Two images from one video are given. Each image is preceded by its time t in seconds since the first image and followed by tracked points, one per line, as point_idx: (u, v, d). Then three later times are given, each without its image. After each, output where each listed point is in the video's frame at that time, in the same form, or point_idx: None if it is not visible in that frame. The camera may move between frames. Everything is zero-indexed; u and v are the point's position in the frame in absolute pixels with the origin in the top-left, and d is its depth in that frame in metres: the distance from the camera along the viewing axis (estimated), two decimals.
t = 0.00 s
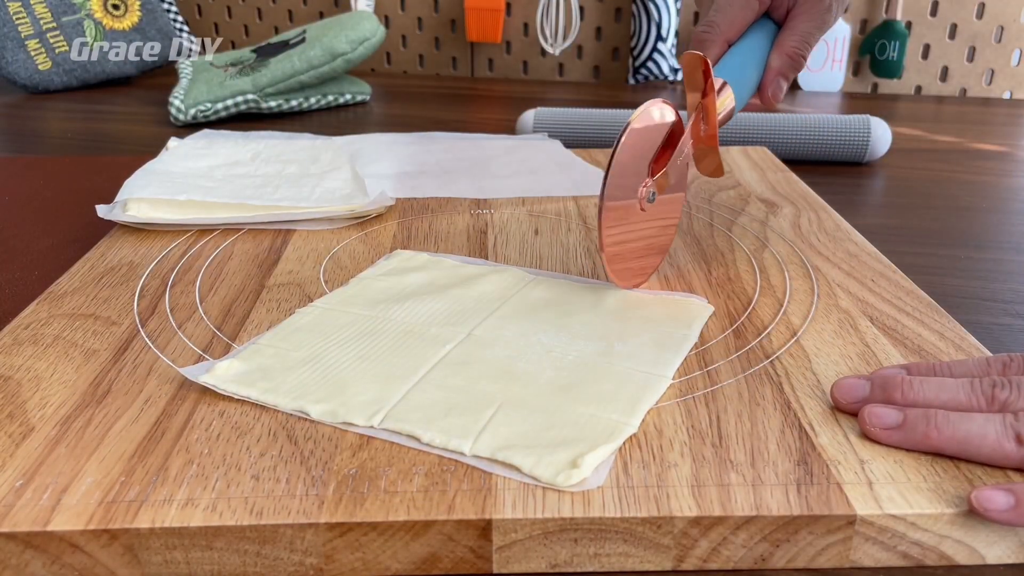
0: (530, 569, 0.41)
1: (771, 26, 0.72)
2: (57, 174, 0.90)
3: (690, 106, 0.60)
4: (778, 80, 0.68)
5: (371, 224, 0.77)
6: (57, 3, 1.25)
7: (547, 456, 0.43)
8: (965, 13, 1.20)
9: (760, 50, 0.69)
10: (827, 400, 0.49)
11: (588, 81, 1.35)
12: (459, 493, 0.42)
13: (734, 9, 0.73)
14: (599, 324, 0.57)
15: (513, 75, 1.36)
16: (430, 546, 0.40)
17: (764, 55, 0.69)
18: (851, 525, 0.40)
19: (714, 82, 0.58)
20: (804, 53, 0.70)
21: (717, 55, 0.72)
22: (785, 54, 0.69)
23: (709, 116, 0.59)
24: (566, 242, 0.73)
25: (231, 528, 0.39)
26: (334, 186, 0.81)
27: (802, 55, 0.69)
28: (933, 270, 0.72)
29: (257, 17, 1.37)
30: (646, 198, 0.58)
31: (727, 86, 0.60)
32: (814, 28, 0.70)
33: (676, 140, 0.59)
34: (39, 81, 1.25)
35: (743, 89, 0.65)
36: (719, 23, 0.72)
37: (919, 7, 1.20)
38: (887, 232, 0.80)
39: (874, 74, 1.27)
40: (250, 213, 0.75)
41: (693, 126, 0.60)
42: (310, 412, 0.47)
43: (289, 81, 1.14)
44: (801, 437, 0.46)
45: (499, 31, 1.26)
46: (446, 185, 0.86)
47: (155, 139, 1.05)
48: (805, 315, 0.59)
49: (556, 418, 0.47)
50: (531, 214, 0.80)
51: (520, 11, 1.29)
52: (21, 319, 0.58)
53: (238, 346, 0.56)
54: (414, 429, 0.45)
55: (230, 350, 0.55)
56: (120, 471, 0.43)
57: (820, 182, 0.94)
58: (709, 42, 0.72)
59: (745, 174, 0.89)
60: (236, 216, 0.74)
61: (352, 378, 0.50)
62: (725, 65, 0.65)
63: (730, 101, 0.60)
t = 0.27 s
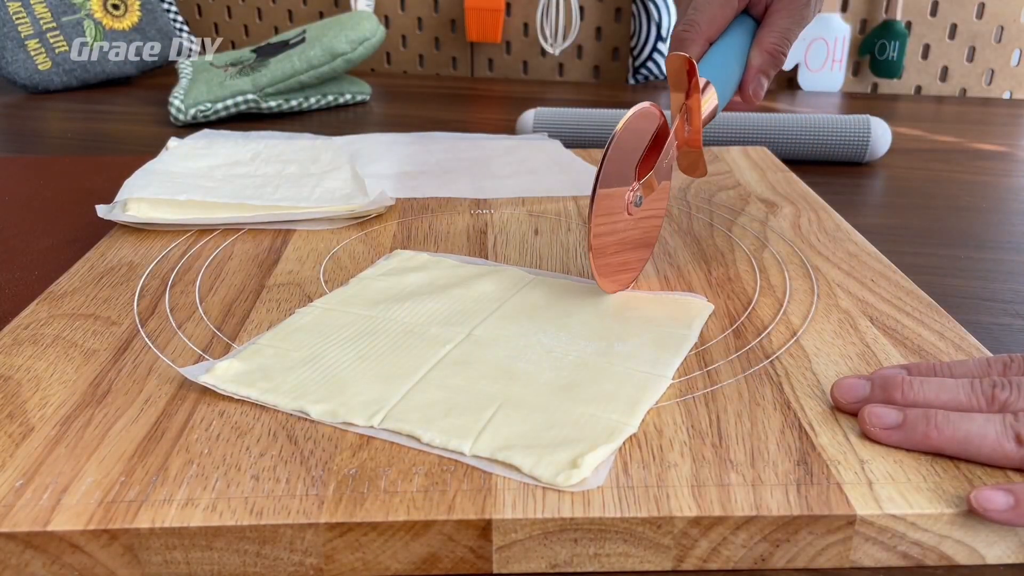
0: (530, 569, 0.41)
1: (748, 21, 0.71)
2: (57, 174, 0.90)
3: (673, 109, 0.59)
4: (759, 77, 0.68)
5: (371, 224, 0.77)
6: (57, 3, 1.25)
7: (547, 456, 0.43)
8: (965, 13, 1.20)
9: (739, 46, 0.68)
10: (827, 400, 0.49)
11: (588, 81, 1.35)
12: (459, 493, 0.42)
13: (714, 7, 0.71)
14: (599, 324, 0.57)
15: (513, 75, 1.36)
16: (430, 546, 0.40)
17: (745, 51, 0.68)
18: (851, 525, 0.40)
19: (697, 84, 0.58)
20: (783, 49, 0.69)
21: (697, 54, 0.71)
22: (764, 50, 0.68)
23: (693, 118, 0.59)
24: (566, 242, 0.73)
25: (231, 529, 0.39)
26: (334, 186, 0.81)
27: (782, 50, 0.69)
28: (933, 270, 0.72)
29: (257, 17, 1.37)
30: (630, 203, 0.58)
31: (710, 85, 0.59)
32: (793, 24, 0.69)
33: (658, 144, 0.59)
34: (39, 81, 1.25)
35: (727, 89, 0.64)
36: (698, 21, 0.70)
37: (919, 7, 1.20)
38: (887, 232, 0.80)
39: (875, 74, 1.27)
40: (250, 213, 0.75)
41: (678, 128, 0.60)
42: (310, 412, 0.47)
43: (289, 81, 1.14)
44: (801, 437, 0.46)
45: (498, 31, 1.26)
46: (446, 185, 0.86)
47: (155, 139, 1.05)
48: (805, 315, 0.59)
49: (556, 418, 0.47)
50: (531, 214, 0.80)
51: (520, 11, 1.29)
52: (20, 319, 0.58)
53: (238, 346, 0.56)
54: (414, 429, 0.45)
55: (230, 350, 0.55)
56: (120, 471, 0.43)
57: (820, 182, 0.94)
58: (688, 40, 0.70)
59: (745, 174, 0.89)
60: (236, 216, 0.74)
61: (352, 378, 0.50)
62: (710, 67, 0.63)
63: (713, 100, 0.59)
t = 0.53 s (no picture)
0: (530, 569, 0.41)
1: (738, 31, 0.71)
2: (57, 174, 0.90)
3: (662, 118, 0.59)
4: (748, 88, 0.68)
5: (371, 224, 0.77)
6: (57, 3, 1.25)
7: (547, 456, 0.43)
8: (965, 13, 1.20)
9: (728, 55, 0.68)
10: (827, 400, 0.49)
11: (588, 81, 1.35)
12: (459, 493, 0.42)
13: (702, 17, 0.71)
14: (599, 324, 0.57)
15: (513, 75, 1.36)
16: (430, 546, 0.40)
17: (734, 61, 0.68)
18: (851, 525, 0.40)
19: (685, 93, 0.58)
20: (772, 60, 0.69)
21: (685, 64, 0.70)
22: (754, 61, 0.68)
23: (681, 128, 0.59)
24: (566, 242, 0.73)
25: (231, 529, 0.39)
26: (334, 186, 0.81)
27: (771, 62, 0.68)
28: (934, 271, 0.72)
29: (257, 17, 1.37)
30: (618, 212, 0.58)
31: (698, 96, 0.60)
32: (782, 35, 0.68)
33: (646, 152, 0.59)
34: (39, 81, 1.24)
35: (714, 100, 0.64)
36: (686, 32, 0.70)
37: (919, 7, 1.20)
38: (887, 231, 0.80)
39: (875, 74, 1.27)
40: (250, 213, 0.75)
41: (665, 139, 0.60)
42: (310, 412, 0.47)
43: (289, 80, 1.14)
44: (801, 437, 0.46)
45: (498, 31, 1.26)
46: (446, 185, 0.86)
47: (154, 139, 1.05)
48: (804, 315, 0.59)
49: (556, 418, 0.47)
50: (531, 214, 0.80)
51: (520, 11, 1.29)
52: (20, 319, 0.58)
53: (238, 346, 0.56)
54: (414, 429, 0.45)
55: (230, 350, 0.55)
56: (120, 472, 0.43)
57: (820, 182, 0.94)
58: (676, 51, 0.70)
59: (745, 174, 0.89)
60: (235, 217, 0.74)
61: (352, 378, 0.50)
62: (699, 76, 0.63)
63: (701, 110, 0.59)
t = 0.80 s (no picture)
0: (530, 569, 0.41)
1: None
2: (57, 174, 0.90)
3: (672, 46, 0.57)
4: None
5: (371, 224, 0.77)
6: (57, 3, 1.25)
7: (547, 456, 0.43)
8: (965, 13, 1.20)
9: None
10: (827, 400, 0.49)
11: (589, 81, 1.35)
12: (459, 493, 0.42)
13: None
14: (598, 324, 0.57)
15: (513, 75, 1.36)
16: (430, 546, 0.40)
17: None
18: (851, 525, 0.40)
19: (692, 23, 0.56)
20: None
21: None
22: None
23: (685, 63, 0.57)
24: (566, 242, 0.73)
25: (230, 528, 0.39)
26: (334, 186, 0.81)
27: None
28: (934, 270, 0.72)
29: (257, 16, 1.37)
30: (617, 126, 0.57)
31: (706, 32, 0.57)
32: None
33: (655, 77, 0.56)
34: (39, 81, 1.24)
35: None
36: None
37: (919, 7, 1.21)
38: (886, 231, 0.80)
39: (874, 74, 1.27)
40: (250, 213, 0.75)
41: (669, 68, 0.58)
42: (310, 412, 0.47)
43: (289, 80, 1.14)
44: (801, 436, 0.46)
45: (498, 31, 1.26)
46: (446, 185, 0.86)
47: (154, 139, 1.05)
48: (804, 314, 0.59)
49: (555, 417, 0.47)
50: (531, 214, 0.80)
51: (520, 11, 1.29)
52: (20, 319, 0.58)
53: (239, 346, 0.56)
54: (413, 429, 0.45)
55: (230, 350, 0.55)
56: (120, 472, 0.43)
57: (820, 182, 0.94)
58: None
59: (745, 174, 0.89)
60: (235, 216, 0.74)
61: (351, 378, 0.50)
62: None
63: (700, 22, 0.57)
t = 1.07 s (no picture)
0: (530, 569, 0.41)
1: None
2: (58, 174, 0.90)
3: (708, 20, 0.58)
4: None
5: (371, 224, 0.77)
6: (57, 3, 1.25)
7: (547, 456, 0.43)
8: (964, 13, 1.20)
9: None
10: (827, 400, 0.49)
11: (588, 81, 1.35)
12: (459, 493, 0.42)
13: None
14: (597, 324, 0.57)
15: (513, 75, 1.36)
16: (430, 546, 0.40)
17: None
18: (851, 525, 0.40)
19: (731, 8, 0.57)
20: None
21: None
22: None
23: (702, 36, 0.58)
24: (566, 242, 0.73)
25: (230, 528, 0.39)
26: (334, 186, 0.81)
27: None
28: (933, 270, 0.72)
29: (257, 16, 1.37)
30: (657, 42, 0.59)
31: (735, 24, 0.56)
32: None
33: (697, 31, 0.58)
34: (39, 81, 1.24)
35: None
36: None
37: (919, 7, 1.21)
38: (886, 231, 0.80)
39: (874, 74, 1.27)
40: (250, 213, 0.75)
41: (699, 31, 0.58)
42: (310, 412, 0.47)
43: (289, 81, 1.14)
44: (801, 437, 0.46)
45: (498, 32, 1.26)
46: (445, 185, 0.86)
47: (154, 139, 1.05)
48: (804, 314, 0.59)
49: (555, 417, 0.47)
50: (531, 214, 0.80)
51: (520, 11, 1.29)
52: (21, 319, 0.58)
53: (239, 346, 0.56)
54: (414, 429, 0.45)
55: (230, 350, 0.55)
56: (120, 472, 0.43)
57: (820, 182, 0.94)
58: None
59: (745, 174, 0.89)
60: (235, 216, 0.75)
61: (351, 377, 0.50)
62: None
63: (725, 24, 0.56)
